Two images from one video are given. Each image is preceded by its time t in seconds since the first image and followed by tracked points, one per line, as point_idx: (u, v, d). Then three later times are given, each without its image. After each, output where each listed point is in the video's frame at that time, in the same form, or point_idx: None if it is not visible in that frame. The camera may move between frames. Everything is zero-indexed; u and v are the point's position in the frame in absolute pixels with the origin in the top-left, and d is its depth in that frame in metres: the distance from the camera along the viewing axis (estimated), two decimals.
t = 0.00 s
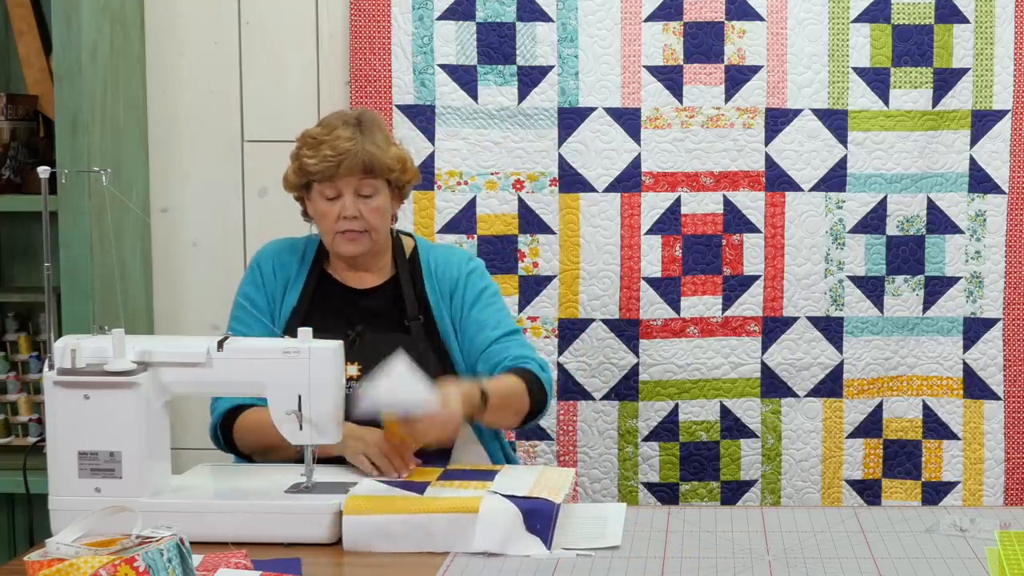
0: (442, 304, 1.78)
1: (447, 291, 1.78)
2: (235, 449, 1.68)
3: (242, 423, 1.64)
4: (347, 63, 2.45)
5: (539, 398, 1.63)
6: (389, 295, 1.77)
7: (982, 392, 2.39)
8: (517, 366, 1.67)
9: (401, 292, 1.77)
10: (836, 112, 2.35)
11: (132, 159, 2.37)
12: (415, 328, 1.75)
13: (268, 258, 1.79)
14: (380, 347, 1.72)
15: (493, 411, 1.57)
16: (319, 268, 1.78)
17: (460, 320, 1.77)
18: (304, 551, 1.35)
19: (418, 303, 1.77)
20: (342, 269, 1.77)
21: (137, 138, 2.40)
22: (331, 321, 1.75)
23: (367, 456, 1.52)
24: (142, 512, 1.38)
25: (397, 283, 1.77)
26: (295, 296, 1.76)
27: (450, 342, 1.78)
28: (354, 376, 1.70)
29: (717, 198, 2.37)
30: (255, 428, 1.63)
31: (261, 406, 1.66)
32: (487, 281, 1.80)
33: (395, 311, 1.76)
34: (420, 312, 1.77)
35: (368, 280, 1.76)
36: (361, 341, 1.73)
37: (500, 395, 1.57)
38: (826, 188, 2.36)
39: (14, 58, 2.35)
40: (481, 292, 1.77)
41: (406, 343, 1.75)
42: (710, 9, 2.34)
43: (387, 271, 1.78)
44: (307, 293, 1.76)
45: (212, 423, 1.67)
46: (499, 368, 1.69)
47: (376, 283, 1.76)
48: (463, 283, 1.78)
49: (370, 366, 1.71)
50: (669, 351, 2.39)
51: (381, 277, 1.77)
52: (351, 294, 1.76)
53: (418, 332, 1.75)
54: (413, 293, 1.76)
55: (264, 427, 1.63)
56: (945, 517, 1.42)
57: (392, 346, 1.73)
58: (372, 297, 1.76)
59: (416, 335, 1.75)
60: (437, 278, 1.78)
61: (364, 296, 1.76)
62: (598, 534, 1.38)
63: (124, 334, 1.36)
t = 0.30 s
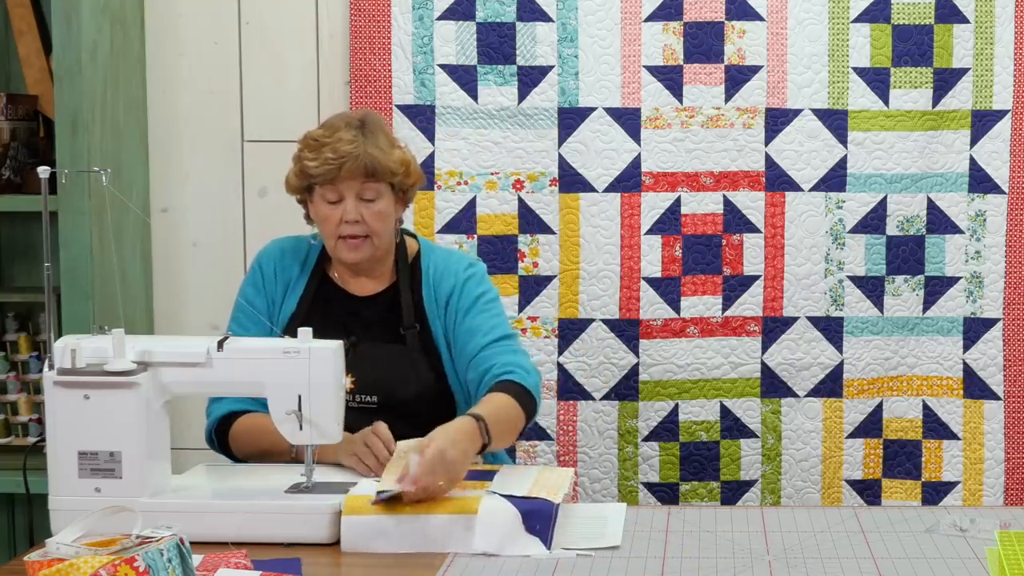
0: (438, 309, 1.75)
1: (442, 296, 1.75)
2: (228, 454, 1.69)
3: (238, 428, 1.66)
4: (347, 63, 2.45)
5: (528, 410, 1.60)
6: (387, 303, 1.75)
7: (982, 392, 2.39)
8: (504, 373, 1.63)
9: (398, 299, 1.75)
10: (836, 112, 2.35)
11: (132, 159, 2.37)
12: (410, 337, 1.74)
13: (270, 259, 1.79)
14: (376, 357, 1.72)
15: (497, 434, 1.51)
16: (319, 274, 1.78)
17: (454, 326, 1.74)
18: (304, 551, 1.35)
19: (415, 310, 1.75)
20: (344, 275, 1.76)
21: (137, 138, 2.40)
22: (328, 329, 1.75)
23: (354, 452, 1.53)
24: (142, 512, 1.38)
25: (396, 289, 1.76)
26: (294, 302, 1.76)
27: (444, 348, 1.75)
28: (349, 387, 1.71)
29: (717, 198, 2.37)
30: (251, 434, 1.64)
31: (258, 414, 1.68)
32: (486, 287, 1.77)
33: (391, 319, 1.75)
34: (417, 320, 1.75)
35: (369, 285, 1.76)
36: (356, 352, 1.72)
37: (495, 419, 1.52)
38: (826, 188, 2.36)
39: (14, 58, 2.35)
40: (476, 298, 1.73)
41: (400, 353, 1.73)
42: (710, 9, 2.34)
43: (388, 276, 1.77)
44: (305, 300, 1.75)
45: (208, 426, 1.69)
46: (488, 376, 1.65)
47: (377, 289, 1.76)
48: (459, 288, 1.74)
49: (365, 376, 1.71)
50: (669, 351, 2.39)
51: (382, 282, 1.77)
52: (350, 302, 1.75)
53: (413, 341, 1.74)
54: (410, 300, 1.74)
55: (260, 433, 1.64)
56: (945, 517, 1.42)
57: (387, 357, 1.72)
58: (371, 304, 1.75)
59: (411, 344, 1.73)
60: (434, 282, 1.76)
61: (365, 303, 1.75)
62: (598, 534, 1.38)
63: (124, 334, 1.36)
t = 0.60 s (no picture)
0: (438, 314, 1.74)
1: (442, 303, 1.74)
2: (223, 455, 1.69)
3: (235, 428, 1.66)
4: (347, 63, 2.45)
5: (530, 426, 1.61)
6: (387, 307, 1.75)
7: (982, 392, 2.39)
8: (509, 391, 1.64)
9: (399, 304, 1.75)
10: (836, 112, 2.35)
11: (132, 159, 2.37)
12: (410, 342, 1.73)
13: (271, 259, 1.79)
14: (376, 362, 1.72)
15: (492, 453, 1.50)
16: (319, 280, 1.77)
17: (456, 334, 1.74)
18: (304, 551, 1.34)
19: (415, 315, 1.74)
20: (344, 278, 1.75)
21: (137, 138, 2.40)
22: (327, 333, 1.75)
23: (367, 434, 1.51)
24: (142, 512, 1.38)
25: (395, 293, 1.75)
26: (294, 305, 1.76)
27: (444, 354, 1.74)
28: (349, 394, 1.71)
29: (717, 198, 2.37)
30: (247, 434, 1.64)
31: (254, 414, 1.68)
32: (487, 292, 1.76)
33: (391, 323, 1.74)
34: (417, 324, 1.74)
35: (368, 289, 1.75)
36: (355, 357, 1.72)
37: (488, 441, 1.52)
38: (826, 188, 2.36)
39: (14, 58, 2.35)
40: (478, 306, 1.73)
41: (400, 359, 1.73)
42: (710, 9, 2.34)
43: (388, 280, 1.76)
44: (306, 305, 1.75)
45: (203, 427, 1.69)
46: (492, 391, 1.67)
47: (377, 293, 1.75)
48: (459, 295, 1.74)
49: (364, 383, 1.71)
50: (669, 351, 2.39)
51: (381, 286, 1.75)
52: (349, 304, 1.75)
53: (414, 346, 1.73)
54: (410, 305, 1.74)
55: (256, 433, 1.64)
56: (945, 517, 1.42)
57: (386, 362, 1.72)
58: (371, 307, 1.74)
59: (411, 349, 1.73)
60: (436, 288, 1.75)
61: (364, 307, 1.74)
62: (598, 534, 1.38)
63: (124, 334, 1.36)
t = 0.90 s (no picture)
0: (443, 313, 1.75)
1: (447, 301, 1.75)
2: (214, 457, 1.69)
3: (227, 429, 1.66)
4: (347, 63, 2.45)
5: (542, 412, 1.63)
6: (387, 308, 1.74)
7: (982, 392, 2.39)
8: (524, 377, 1.66)
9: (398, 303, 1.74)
10: (836, 112, 2.35)
11: (132, 159, 2.37)
12: (411, 343, 1.73)
13: (268, 261, 1.79)
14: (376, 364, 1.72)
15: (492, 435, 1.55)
16: (316, 283, 1.77)
17: (464, 330, 1.74)
18: (304, 551, 1.34)
19: (416, 315, 1.74)
20: (343, 280, 1.75)
21: (137, 138, 2.40)
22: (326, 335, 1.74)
23: (368, 436, 1.53)
24: (142, 512, 1.38)
25: (395, 293, 1.75)
26: (291, 309, 1.76)
27: (449, 353, 1.74)
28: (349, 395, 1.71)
29: (717, 198, 2.37)
30: (240, 436, 1.64)
31: (246, 417, 1.68)
32: (490, 286, 1.77)
33: (392, 323, 1.74)
34: (417, 324, 1.74)
35: (367, 291, 1.75)
36: (355, 359, 1.72)
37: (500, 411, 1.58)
38: (826, 188, 2.36)
39: (14, 58, 2.35)
40: (484, 301, 1.74)
41: (399, 359, 1.73)
42: (710, 9, 2.34)
43: (387, 281, 1.76)
44: (303, 309, 1.75)
45: (195, 428, 1.69)
46: (505, 381, 1.68)
47: (376, 295, 1.75)
48: (465, 291, 1.75)
49: (364, 385, 1.71)
50: (669, 351, 2.39)
51: (380, 287, 1.75)
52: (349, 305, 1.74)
53: (414, 346, 1.73)
54: (410, 306, 1.74)
55: (249, 435, 1.64)
56: (945, 517, 1.42)
57: (385, 363, 1.72)
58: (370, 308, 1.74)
59: (411, 350, 1.73)
60: (440, 286, 1.75)
61: (361, 308, 1.74)
62: (598, 534, 1.38)
63: (124, 334, 1.36)
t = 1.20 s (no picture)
0: (437, 326, 1.74)
1: (442, 314, 1.73)
2: (217, 457, 1.69)
3: (229, 429, 1.66)
4: (347, 63, 2.45)
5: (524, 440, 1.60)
6: (388, 313, 1.74)
7: (982, 392, 2.39)
8: (506, 407, 1.64)
9: (399, 309, 1.74)
10: (836, 112, 2.35)
11: (132, 159, 2.37)
12: (410, 349, 1.73)
13: (269, 262, 1.79)
14: (376, 370, 1.72)
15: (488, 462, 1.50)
16: (316, 287, 1.76)
17: (454, 346, 1.73)
18: (304, 551, 1.34)
19: (415, 323, 1.73)
20: (342, 283, 1.75)
21: (137, 138, 2.40)
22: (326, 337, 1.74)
23: (361, 424, 1.53)
24: (142, 512, 1.38)
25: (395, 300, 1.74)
26: (291, 311, 1.76)
27: (442, 364, 1.74)
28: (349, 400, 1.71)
29: (717, 198, 2.37)
30: (241, 436, 1.64)
31: (248, 416, 1.69)
32: (488, 304, 1.75)
33: (393, 327, 1.74)
34: (417, 332, 1.73)
35: (367, 295, 1.74)
36: (355, 364, 1.72)
37: (489, 442, 1.52)
38: (826, 188, 2.36)
39: (14, 58, 2.35)
40: (478, 318, 1.72)
41: (399, 365, 1.73)
42: (710, 9, 2.34)
43: (387, 285, 1.75)
44: (303, 312, 1.75)
45: (198, 428, 1.69)
46: (487, 406, 1.66)
47: (376, 298, 1.74)
48: (460, 307, 1.73)
49: (363, 391, 1.71)
50: (669, 351, 2.39)
51: (379, 292, 1.75)
52: (349, 310, 1.74)
53: (413, 354, 1.73)
54: (410, 313, 1.72)
55: (250, 434, 1.64)
56: (945, 517, 1.42)
57: (384, 369, 1.72)
58: (368, 312, 1.74)
59: (411, 357, 1.73)
60: (436, 299, 1.74)
61: (361, 312, 1.74)
62: (598, 534, 1.38)
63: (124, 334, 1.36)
